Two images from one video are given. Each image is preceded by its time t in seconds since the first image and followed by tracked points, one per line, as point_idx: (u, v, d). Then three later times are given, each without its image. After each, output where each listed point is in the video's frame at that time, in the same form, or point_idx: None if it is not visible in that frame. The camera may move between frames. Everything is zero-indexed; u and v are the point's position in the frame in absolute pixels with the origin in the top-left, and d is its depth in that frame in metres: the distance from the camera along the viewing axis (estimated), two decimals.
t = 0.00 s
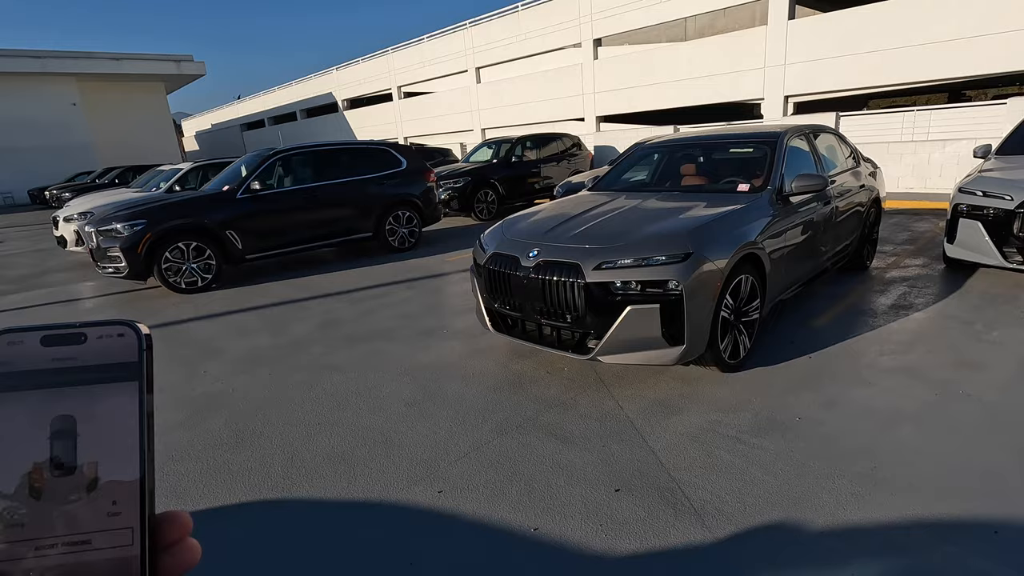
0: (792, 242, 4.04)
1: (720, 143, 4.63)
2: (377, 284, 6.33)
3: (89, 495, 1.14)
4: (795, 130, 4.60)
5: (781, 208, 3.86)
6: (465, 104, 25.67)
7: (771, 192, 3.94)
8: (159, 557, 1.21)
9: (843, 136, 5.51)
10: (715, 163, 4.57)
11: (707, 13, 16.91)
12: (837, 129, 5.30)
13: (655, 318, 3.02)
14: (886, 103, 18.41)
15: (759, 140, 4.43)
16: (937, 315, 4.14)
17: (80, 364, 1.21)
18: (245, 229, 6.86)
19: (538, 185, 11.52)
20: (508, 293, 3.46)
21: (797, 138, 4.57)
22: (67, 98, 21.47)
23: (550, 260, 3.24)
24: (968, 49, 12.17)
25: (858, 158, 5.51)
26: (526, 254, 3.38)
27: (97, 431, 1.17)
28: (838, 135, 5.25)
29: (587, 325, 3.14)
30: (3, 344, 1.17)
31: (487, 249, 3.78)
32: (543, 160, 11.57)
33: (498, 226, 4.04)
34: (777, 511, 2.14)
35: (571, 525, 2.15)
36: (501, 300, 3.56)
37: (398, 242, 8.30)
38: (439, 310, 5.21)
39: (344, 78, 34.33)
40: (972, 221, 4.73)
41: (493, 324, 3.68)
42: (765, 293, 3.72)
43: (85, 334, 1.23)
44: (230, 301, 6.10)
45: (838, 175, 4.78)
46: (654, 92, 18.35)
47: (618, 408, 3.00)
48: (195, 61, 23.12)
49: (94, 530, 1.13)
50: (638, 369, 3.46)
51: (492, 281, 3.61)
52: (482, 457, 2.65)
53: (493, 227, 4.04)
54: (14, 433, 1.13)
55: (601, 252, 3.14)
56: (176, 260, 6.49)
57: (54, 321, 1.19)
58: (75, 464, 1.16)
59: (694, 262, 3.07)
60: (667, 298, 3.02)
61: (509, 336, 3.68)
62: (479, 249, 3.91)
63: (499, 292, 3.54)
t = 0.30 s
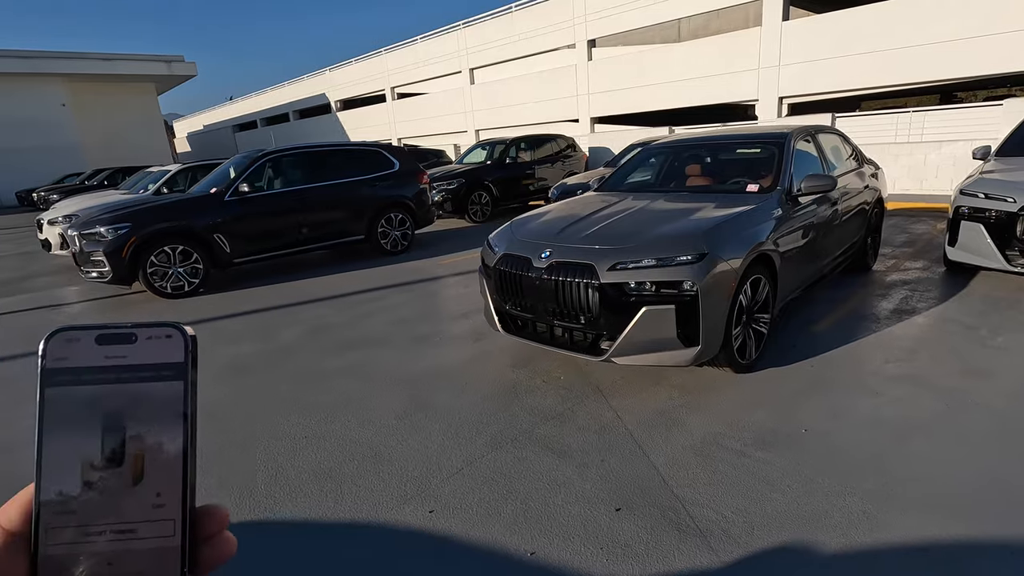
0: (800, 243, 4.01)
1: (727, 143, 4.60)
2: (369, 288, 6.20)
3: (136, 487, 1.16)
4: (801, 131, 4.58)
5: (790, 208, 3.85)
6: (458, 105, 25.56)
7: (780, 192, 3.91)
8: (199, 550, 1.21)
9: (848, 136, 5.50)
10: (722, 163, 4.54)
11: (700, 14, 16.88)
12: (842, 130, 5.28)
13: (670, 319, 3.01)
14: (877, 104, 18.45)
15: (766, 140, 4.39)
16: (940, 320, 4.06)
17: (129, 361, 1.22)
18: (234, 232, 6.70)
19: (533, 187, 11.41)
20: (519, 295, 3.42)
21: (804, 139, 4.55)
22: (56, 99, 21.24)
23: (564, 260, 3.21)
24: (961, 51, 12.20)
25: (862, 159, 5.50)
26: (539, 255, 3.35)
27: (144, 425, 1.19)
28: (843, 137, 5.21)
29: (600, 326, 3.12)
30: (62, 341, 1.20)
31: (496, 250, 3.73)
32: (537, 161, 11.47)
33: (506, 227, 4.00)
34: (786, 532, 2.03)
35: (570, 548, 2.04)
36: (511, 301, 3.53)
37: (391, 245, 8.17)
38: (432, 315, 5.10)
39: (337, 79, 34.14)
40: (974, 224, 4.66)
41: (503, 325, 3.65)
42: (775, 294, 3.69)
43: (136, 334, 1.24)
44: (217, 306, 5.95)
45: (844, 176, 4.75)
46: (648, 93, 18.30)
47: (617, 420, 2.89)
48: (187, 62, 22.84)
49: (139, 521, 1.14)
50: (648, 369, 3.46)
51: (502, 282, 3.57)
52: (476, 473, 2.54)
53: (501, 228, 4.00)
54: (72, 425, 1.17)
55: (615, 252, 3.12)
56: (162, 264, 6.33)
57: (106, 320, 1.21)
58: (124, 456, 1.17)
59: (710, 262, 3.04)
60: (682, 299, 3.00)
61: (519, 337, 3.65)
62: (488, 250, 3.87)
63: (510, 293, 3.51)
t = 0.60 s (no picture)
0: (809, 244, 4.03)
1: (734, 143, 4.61)
2: (361, 293, 6.07)
3: (146, 470, 1.14)
4: (808, 132, 4.60)
5: (800, 208, 3.87)
6: (453, 107, 25.45)
7: (790, 193, 3.92)
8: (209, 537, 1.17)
9: (851, 138, 5.54)
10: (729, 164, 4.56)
11: (695, 16, 16.83)
12: (846, 131, 5.32)
13: (686, 320, 3.00)
14: (871, 106, 18.48)
15: (774, 141, 4.41)
16: (945, 324, 3.97)
17: (142, 345, 1.23)
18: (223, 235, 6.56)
19: (528, 189, 11.31)
20: (531, 295, 3.41)
21: (811, 140, 4.56)
22: (45, 100, 20.98)
23: (577, 261, 3.20)
24: (955, 52, 12.20)
25: (865, 161, 5.55)
26: (551, 255, 3.33)
27: (157, 408, 1.18)
28: (848, 138, 5.25)
29: (614, 327, 3.11)
30: (77, 322, 1.23)
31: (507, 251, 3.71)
32: (533, 163, 11.38)
33: (515, 227, 3.97)
34: (799, 555, 1.92)
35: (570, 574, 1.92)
36: (523, 303, 3.51)
37: (384, 248, 8.03)
38: (425, 320, 4.98)
39: (331, 80, 33.97)
40: (977, 227, 4.57)
41: (514, 327, 3.62)
42: (787, 294, 3.69)
43: (150, 318, 1.26)
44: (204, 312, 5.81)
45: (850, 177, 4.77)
46: (643, 95, 18.25)
47: (616, 432, 2.78)
48: (179, 64, 22.59)
49: (149, 504, 1.12)
50: (654, 372, 3.47)
51: (513, 283, 3.55)
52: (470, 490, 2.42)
53: (510, 228, 3.98)
54: (85, 405, 1.17)
55: (630, 252, 3.10)
56: (149, 268, 6.18)
57: (123, 304, 1.24)
58: (134, 440, 1.16)
59: (725, 262, 3.04)
60: (697, 299, 2.99)
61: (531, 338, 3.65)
62: (498, 251, 3.85)
63: (521, 294, 3.48)
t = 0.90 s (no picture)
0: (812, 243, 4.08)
1: (736, 145, 4.71)
2: (352, 297, 5.97)
3: (160, 487, 1.21)
4: (808, 134, 4.69)
5: (803, 208, 3.95)
6: (447, 109, 25.38)
7: (793, 194, 4.00)
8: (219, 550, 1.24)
9: (849, 140, 5.61)
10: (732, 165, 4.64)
11: (689, 18, 16.81)
12: (845, 134, 5.42)
13: (695, 319, 3.03)
14: (864, 108, 18.51)
15: (776, 143, 4.50)
16: (944, 329, 3.91)
17: (158, 361, 1.27)
18: (211, 240, 6.45)
19: (522, 191, 11.24)
20: (539, 296, 3.43)
21: (811, 143, 4.66)
22: (35, 102, 20.76)
23: (586, 262, 3.23)
24: (949, 54, 12.22)
25: (863, 162, 5.62)
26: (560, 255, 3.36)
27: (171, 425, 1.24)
28: (848, 141, 5.36)
29: (623, 327, 3.14)
30: (95, 337, 1.27)
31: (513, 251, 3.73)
32: (526, 165, 11.31)
33: (521, 228, 4.00)
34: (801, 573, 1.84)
35: None
36: (531, 303, 3.53)
37: (376, 251, 7.93)
38: (417, 325, 4.88)
39: (324, 82, 33.82)
40: (974, 229, 4.53)
41: (522, 327, 3.64)
42: (793, 294, 3.73)
43: (166, 333, 1.29)
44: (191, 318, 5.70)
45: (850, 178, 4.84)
46: (637, 97, 18.22)
47: (611, 442, 2.70)
48: (170, 65, 22.41)
49: (163, 519, 1.18)
50: (647, 376, 3.43)
51: (521, 283, 3.57)
52: (458, 505, 2.33)
53: (516, 229, 4.00)
54: (102, 421, 1.23)
55: (639, 252, 3.14)
56: (135, 272, 6.07)
57: (141, 320, 1.28)
58: (149, 455, 1.23)
59: (733, 262, 3.08)
60: (706, 299, 3.02)
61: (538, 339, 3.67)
62: (504, 251, 3.86)
63: (529, 294, 3.50)
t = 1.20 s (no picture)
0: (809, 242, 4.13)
1: (735, 145, 4.76)
2: (338, 300, 5.86)
3: (160, 470, 1.12)
4: (804, 134, 4.74)
5: (801, 207, 4.00)
6: (439, 110, 25.30)
7: (791, 193, 4.05)
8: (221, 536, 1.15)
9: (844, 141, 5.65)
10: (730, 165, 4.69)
11: (683, 20, 16.83)
12: (841, 136, 5.47)
13: (699, 316, 3.07)
14: (855, 110, 18.58)
15: (774, 143, 4.55)
16: (939, 332, 3.85)
17: (155, 344, 1.20)
18: (195, 242, 6.33)
19: (514, 192, 11.17)
20: (543, 294, 3.46)
21: (808, 143, 4.71)
22: (24, 103, 20.28)
23: (590, 260, 3.26)
24: (939, 57, 12.28)
25: (860, 163, 5.66)
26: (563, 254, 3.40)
27: (169, 408, 1.16)
28: (844, 143, 5.42)
29: (627, 325, 3.17)
30: (89, 321, 1.18)
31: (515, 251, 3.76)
32: (519, 167, 11.25)
33: (522, 228, 4.03)
34: None
35: None
36: (534, 301, 3.56)
37: (365, 253, 7.83)
38: (404, 330, 4.78)
39: (316, 83, 33.63)
40: (966, 230, 4.49)
41: (525, 326, 3.67)
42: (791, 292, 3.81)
43: (163, 315, 1.22)
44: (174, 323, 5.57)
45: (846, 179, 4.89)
46: (630, 99, 18.20)
47: (598, 450, 2.63)
48: (161, 66, 22.17)
49: (164, 503, 1.10)
50: (639, 381, 3.35)
51: (524, 282, 3.60)
52: (438, 519, 2.25)
53: (518, 229, 4.04)
54: (97, 406, 1.15)
55: (642, 251, 3.18)
56: (116, 276, 5.94)
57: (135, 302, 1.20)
58: (147, 439, 1.14)
59: (736, 259, 3.13)
60: (709, 296, 3.07)
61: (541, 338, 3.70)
62: (506, 250, 3.89)
63: (533, 293, 3.54)
